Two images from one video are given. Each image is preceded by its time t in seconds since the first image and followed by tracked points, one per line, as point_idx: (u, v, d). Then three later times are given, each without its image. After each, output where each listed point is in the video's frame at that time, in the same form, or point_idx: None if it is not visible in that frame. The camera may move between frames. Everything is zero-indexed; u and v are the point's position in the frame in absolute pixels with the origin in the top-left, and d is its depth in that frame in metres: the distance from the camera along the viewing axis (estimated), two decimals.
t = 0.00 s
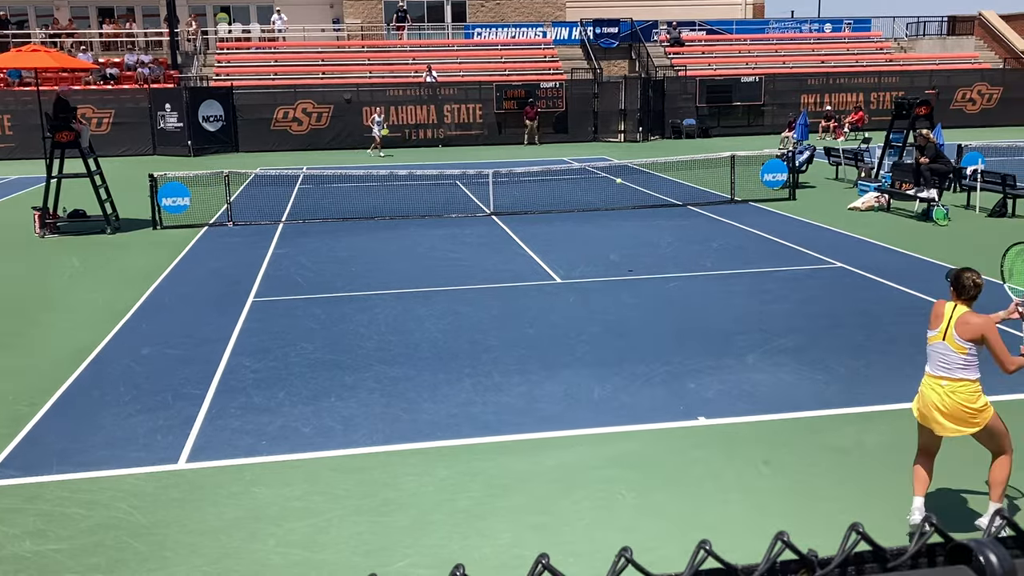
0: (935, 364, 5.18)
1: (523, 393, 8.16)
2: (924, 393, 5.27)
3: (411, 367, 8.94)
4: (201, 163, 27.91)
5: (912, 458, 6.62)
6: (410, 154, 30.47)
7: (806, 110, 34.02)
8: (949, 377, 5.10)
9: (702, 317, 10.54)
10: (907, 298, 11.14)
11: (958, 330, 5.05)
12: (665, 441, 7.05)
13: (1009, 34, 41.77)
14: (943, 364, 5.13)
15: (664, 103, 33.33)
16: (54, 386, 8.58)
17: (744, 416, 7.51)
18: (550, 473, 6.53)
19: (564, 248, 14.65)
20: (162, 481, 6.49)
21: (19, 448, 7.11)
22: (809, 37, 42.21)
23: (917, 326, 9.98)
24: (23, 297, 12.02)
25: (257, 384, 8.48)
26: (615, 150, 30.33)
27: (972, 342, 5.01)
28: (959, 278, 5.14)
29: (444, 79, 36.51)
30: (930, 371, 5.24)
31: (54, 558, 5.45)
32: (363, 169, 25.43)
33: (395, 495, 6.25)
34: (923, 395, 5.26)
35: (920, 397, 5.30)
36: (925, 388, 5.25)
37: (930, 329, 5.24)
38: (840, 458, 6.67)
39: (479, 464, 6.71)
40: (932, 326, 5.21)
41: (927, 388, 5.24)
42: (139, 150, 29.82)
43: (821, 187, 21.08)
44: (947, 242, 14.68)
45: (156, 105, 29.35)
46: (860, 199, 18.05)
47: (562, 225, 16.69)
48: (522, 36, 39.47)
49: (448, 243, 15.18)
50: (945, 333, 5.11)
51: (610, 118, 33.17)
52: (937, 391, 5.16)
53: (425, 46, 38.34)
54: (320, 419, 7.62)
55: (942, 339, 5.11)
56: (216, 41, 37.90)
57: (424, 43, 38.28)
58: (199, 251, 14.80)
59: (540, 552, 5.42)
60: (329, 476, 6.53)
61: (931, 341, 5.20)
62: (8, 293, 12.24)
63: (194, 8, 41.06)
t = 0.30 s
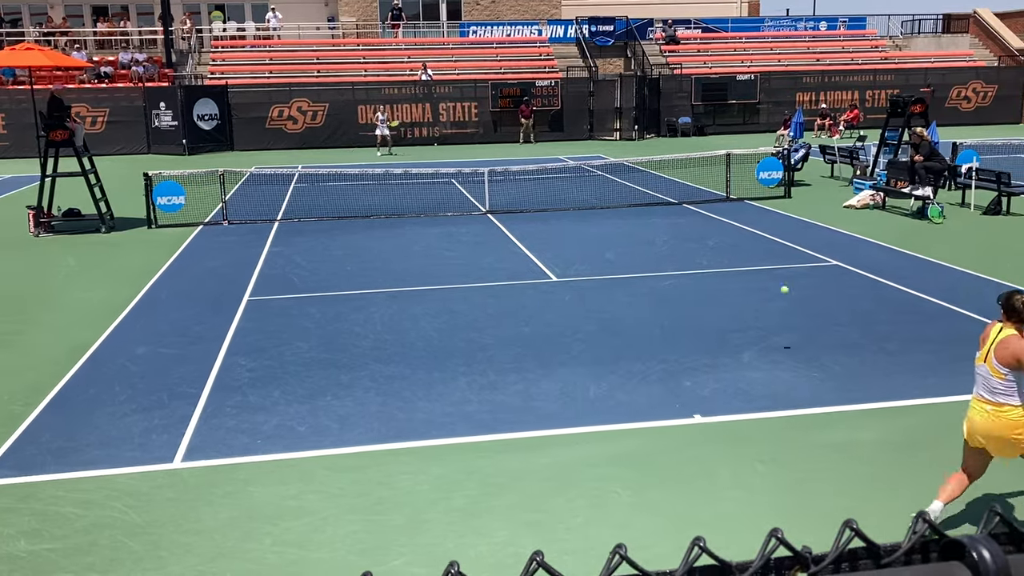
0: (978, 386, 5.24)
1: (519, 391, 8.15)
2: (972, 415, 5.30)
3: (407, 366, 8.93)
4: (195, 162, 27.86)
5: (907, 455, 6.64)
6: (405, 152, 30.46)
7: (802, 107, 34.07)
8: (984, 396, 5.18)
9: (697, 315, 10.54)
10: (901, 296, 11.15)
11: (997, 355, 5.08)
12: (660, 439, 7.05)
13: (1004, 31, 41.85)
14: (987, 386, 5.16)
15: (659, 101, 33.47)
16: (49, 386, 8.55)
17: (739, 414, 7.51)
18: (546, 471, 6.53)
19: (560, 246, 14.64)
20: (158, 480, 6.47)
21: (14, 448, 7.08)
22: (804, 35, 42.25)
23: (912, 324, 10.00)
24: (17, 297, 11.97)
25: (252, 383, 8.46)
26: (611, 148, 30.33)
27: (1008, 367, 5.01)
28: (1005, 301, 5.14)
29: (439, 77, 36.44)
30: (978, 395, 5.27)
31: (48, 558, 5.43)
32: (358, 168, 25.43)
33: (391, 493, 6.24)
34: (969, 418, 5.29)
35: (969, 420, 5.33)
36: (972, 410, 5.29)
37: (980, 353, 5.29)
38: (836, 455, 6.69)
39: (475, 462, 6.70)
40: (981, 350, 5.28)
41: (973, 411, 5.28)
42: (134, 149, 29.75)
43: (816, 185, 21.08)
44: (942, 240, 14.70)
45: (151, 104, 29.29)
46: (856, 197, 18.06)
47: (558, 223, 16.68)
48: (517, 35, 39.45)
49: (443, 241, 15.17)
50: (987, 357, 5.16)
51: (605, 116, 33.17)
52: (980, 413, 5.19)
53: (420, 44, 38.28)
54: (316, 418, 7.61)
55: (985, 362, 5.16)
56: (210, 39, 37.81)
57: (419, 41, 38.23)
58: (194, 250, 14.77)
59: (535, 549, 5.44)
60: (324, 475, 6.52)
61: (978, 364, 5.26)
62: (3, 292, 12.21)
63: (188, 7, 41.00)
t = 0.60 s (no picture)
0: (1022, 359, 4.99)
1: (517, 390, 8.16)
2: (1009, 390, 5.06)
3: (404, 365, 8.94)
4: (193, 161, 27.83)
5: (903, 453, 6.66)
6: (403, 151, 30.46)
7: (799, 106, 34.11)
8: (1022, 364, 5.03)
9: (695, 313, 10.56)
10: (898, 294, 11.18)
11: None
12: (658, 438, 7.06)
13: (1001, 29, 41.91)
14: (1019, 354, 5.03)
15: (656, 100, 33.44)
16: (46, 385, 8.54)
17: (737, 412, 7.53)
18: (544, 470, 6.53)
19: (557, 244, 14.65)
20: (156, 480, 6.48)
21: (11, 448, 7.08)
22: (801, 33, 42.27)
23: (909, 322, 10.02)
24: (14, 296, 11.95)
25: (250, 382, 8.46)
26: (608, 146, 30.33)
27: None
28: None
29: (436, 75, 36.39)
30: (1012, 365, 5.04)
31: (47, 558, 5.43)
32: (356, 167, 25.44)
33: (389, 492, 6.25)
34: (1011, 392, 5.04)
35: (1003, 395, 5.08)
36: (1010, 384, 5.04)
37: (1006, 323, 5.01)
38: (833, 453, 6.70)
39: (473, 461, 6.71)
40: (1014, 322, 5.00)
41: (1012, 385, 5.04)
42: (131, 148, 29.71)
43: (813, 183, 21.10)
44: (939, 238, 14.73)
45: (148, 103, 29.28)
46: (852, 195, 18.09)
47: (556, 222, 16.69)
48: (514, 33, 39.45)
49: (441, 240, 15.17)
50: None
51: (603, 114, 33.17)
52: None
53: (417, 43, 38.23)
54: (314, 416, 7.62)
55: None
56: (207, 37, 37.75)
57: (416, 40, 38.19)
58: (192, 249, 14.76)
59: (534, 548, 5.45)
60: (322, 474, 6.53)
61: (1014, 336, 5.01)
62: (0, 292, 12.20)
63: (185, 5, 40.96)
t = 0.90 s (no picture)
0: None
1: (516, 389, 8.18)
2: None
3: (405, 363, 8.95)
4: (192, 160, 27.87)
5: (902, 452, 6.68)
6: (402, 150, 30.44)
7: (799, 105, 34.13)
8: None
9: (694, 312, 10.57)
10: (898, 293, 11.19)
11: None
12: (661, 436, 7.06)
13: (1001, 28, 41.94)
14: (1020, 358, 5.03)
15: (656, 99, 33.35)
16: (47, 384, 8.55)
17: (737, 411, 7.54)
18: (544, 469, 6.54)
19: (557, 243, 14.67)
20: (156, 479, 6.49)
21: (12, 446, 7.10)
22: (801, 32, 42.25)
23: (909, 320, 10.04)
24: (15, 296, 11.98)
25: (251, 381, 8.47)
26: (608, 145, 30.32)
27: None
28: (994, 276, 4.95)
29: (436, 75, 36.38)
30: None
31: (48, 556, 5.45)
32: (356, 166, 25.43)
33: (390, 491, 6.26)
34: None
35: None
36: None
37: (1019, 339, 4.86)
38: (832, 451, 6.72)
39: (474, 460, 6.72)
40: None
41: None
42: (131, 147, 29.74)
43: (813, 182, 21.10)
44: (939, 237, 14.74)
45: (148, 102, 29.31)
46: (852, 194, 18.08)
47: (556, 221, 16.70)
48: (514, 33, 39.50)
49: (441, 239, 15.19)
50: None
51: (603, 113, 33.14)
52: None
53: (416, 42, 38.21)
54: (314, 415, 7.63)
55: None
56: (207, 37, 37.75)
57: (416, 39, 38.14)
58: (192, 248, 14.78)
59: (536, 547, 5.46)
60: (322, 473, 6.54)
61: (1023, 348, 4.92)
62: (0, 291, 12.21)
63: (185, 5, 41.00)
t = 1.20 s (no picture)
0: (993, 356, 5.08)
1: (518, 388, 8.18)
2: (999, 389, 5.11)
3: (407, 363, 8.95)
4: (194, 159, 27.90)
5: (905, 451, 6.68)
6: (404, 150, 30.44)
7: (801, 104, 34.12)
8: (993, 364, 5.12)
9: (697, 312, 10.57)
10: (900, 292, 11.19)
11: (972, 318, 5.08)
12: (664, 436, 7.06)
13: (1004, 27, 41.86)
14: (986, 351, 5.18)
15: (658, 98, 33.31)
16: (49, 384, 8.57)
17: (739, 410, 7.54)
18: (546, 469, 6.54)
19: (559, 243, 14.68)
20: (159, 478, 6.51)
21: (15, 446, 7.12)
22: (803, 31, 42.24)
23: (912, 320, 10.03)
24: (17, 296, 12.00)
25: (253, 381, 8.49)
26: (610, 145, 30.30)
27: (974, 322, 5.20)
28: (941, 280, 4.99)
29: (438, 74, 36.40)
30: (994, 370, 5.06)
31: (50, 556, 5.46)
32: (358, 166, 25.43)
33: (392, 490, 6.27)
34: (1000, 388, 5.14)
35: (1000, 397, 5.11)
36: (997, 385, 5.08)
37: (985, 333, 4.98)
38: (835, 451, 6.71)
39: (476, 460, 6.72)
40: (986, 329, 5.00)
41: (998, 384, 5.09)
42: (133, 147, 29.80)
43: (815, 181, 21.09)
44: (942, 236, 14.72)
45: (150, 102, 29.37)
46: (854, 193, 18.00)
47: (558, 220, 16.70)
48: (516, 32, 39.54)
49: (443, 239, 15.19)
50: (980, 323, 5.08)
51: (605, 113, 33.14)
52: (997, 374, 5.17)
53: (418, 42, 38.21)
54: (316, 415, 7.64)
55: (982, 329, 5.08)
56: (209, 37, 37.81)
57: (418, 39, 38.10)
58: (194, 248, 14.80)
59: (539, 549, 5.46)
60: (325, 473, 6.55)
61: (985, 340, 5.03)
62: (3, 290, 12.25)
63: (187, 5, 41.08)
